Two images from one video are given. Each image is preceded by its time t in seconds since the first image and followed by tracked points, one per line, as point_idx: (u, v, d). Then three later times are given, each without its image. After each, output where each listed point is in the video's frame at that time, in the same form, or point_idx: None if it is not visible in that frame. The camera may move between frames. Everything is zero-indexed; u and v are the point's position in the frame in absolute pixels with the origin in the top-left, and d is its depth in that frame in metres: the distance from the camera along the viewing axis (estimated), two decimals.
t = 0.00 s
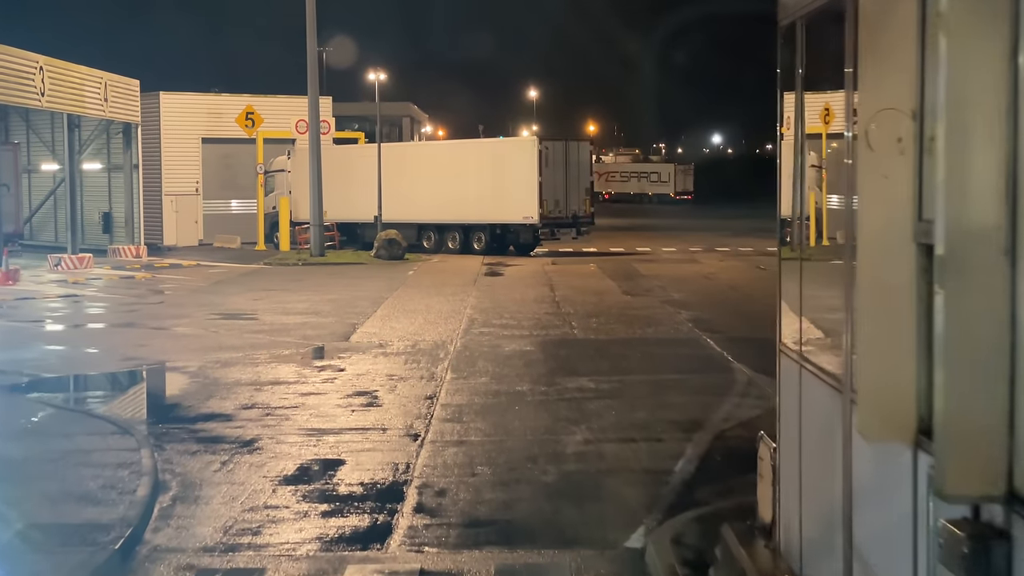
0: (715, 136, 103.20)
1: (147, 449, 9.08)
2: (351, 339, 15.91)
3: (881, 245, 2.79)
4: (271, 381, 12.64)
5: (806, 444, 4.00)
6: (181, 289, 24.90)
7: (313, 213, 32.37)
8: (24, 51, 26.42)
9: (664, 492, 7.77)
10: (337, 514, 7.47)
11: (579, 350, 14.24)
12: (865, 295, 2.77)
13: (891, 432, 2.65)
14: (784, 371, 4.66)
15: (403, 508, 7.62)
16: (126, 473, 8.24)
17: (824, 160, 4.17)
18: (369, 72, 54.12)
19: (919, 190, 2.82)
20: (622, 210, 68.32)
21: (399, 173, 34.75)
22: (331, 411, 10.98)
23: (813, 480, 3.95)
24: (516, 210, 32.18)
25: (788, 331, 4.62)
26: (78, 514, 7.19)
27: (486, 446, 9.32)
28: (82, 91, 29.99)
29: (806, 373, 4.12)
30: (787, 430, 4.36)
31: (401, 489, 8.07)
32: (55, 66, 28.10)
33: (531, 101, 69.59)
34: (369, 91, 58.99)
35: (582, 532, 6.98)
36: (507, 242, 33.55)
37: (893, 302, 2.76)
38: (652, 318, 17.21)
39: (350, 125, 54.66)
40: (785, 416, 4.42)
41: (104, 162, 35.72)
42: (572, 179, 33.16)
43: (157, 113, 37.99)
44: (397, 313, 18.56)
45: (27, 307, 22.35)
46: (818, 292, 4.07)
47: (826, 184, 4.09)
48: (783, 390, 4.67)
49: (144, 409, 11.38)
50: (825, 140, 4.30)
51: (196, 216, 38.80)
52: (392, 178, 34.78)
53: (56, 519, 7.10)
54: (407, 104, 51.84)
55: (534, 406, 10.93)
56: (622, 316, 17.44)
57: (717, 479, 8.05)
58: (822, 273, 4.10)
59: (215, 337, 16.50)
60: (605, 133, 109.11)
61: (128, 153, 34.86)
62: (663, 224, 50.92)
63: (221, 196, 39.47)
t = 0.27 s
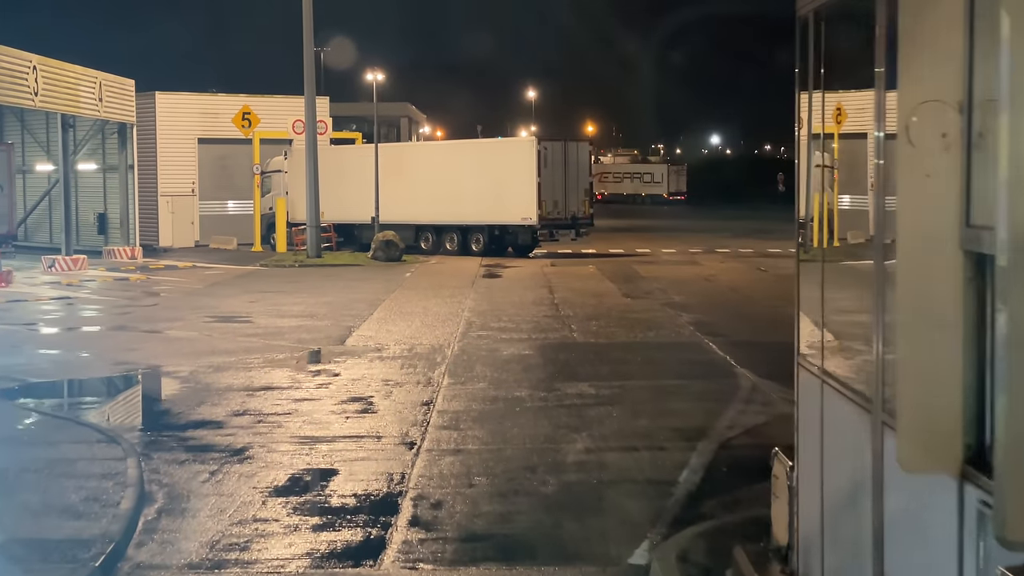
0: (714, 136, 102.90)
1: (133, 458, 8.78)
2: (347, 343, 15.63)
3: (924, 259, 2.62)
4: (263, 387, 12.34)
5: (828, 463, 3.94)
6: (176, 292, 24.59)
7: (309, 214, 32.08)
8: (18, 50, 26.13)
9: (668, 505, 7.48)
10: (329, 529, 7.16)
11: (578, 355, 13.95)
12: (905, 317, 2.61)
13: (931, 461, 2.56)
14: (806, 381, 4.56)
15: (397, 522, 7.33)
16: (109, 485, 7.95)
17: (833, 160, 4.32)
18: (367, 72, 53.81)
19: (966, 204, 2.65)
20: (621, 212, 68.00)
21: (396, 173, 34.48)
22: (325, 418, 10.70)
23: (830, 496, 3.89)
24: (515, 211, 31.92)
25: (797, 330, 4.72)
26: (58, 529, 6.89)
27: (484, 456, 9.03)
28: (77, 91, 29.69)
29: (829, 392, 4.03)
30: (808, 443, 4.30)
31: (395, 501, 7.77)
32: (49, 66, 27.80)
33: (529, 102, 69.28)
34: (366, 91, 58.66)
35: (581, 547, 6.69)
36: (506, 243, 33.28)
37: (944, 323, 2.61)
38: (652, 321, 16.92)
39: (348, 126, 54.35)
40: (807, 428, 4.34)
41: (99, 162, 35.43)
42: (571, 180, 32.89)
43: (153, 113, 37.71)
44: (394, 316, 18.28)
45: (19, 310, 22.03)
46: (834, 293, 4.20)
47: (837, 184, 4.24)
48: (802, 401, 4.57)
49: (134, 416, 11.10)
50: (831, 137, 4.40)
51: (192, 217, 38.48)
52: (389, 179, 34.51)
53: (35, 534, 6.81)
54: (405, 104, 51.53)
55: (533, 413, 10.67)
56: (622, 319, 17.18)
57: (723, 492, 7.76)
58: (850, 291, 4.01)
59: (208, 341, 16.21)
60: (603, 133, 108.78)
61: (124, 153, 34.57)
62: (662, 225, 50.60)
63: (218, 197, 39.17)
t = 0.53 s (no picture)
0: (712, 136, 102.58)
1: (119, 466, 8.52)
2: (342, 346, 15.36)
3: (975, 293, 3.04)
4: (256, 391, 12.09)
5: (886, 503, 3.87)
6: (170, 292, 24.30)
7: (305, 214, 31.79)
8: (10, 48, 25.84)
9: (672, 514, 7.25)
10: (319, 542, 6.88)
11: (577, 357, 13.72)
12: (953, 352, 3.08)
13: (974, 490, 3.03)
14: (849, 415, 4.48)
15: (391, 533, 7.08)
16: (94, 495, 7.71)
17: (842, 157, 4.92)
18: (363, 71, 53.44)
19: (1013, 196, 3.01)
20: (619, 211, 67.58)
21: (393, 173, 34.22)
22: (318, 423, 10.45)
23: (889, 532, 3.84)
24: (513, 210, 31.67)
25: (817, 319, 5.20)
26: (37, 544, 6.61)
27: (480, 463, 8.78)
28: (71, 90, 29.40)
29: (884, 429, 3.95)
30: (859, 478, 4.23)
31: (390, 511, 7.53)
32: (42, 64, 27.50)
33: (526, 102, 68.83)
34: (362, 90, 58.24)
35: (580, 561, 6.45)
36: (503, 243, 33.03)
37: (993, 364, 3.05)
38: (652, 323, 16.68)
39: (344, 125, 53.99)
40: (858, 465, 4.27)
41: (94, 162, 35.15)
42: (569, 179, 32.64)
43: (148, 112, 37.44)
44: (389, 318, 18.00)
45: (11, 311, 21.73)
46: (846, 284, 4.73)
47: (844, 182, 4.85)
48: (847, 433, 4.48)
49: (124, 420, 10.86)
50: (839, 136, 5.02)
51: (188, 216, 38.20)
52: (386, 179, 34.25)
53: (16, 546, 6.57)
54: (401, 104, 51.18)
55: (532, 417, 10.44)
56: (621, 322, 16.92)
57: (727, 501, 7.52)
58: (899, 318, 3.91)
59: (200, 344, 15.91)
60: (602, 132, 108.27)
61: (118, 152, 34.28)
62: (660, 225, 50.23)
63: (213, 197, 38.89)
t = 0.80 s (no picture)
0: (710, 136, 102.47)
1: (106, 474, 8.31)
2: (338, 349, 15.18)
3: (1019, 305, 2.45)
4: (249, 396, 11.88)
5: (906, 530, 3.65)
6: (164, 294, 24.09)
7: (301, 215, 31.61)
8: (4, 48, 25.62)
9: (674, 526, 7.03)
10: (310, 556, 6.66)
11: (575, 361, 13.51)
12: (989, 357, 2.59)
13: None
14: (869, 432, 4.26)
15: (383, 545, 6.86)
16: (79, 505, 7.49)
17: (847, 159, 4.79)
18: (362, 72, 53.23)
19: None
20: (617, 212, 67.46)
21: (390, 173, 34.03)
22: (311, 429, 10.23)
23: (909, 561, 3.62)
24: (511, 212, 31.49)
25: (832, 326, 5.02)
26: (19, 558, 6.41)
27: (477, 471, 8.56)
28: (65, 90, 29.18)
29: (908, 454, 3.74)
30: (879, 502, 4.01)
31: (383, 522, 7.31)
32: (36, 64, 27.28)
33: (525, 103, 68.69)
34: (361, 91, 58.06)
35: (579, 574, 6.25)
36: (501, 245, 32.84)
37: None
38: (651, 325, 16.47)
39: (343, 126, 53.79)
40: (878, 488, 4.06)
41: (89, 162, 34.93)
42: (567, 180, 32.45)
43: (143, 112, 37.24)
44: (387, 320, 17.81)
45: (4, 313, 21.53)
46: (865, 289, 4.51)
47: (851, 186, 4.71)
48: (867, 453, 4.27)
49: (114, 425, 10.65)
50: (849, 137, 4.83)
51: (183, 217, 37.98)
52: (383, 179, 34.06)
53: None
54: (400, 104, 50.99)
55: (529, 423, 10.23)
56: (622, 324, 16.72)
57: (730, 511, 7.30)
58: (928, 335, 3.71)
59: (194, 346, 15.72)
60: (600, 133, 108.19)
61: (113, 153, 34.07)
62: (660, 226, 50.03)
63: (210, 198, 38.68)
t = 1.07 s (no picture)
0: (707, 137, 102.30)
1: (92, 482, 8.13)
2: (330, 352, 15.00)
3: None
4: (240, 400, 11.68)
5: (920, 549, 3.52)
6: (157, 296, 23.87)
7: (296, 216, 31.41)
8: None
9: (673, 535, 6.87)
10: (298, 568, 6.47)
11: (571, 364, 13.34)
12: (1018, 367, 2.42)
13: None
14: (880, 445, 4.13)
15: (375, 555, 6.68)
16: (63, 514, 7.31)
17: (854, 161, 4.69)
18: (358, 73, 53.02)
19: None
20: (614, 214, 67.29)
21: (385, 175, 33.87)
22: (303, 435, 10.04)
23: None
24: (507, 213, 31.33)
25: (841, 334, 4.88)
26: None
27: (471, 478, 8.38)
28: (58, 91, 28.97)
29: (924, 468, 3.60)
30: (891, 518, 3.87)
31: (374, 531, 7.13)
32: (29, 64, 27.06)
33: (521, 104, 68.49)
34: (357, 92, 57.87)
35: None
36: (497, 246, 32.68)
37: None
38: (648, 328, 16.29)
39: (338, 127, 53.59)
40: (889, 504, 3.92)
41: (83, 163, 34.71)
42: (563, 182, 32.30)
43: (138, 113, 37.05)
44: (381, 323, 17.64)
45: None
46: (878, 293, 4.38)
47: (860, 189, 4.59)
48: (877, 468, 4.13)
49: (102, 431, 10.46)
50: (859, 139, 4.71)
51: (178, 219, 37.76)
52: (378, 181, 33.90)
53: None
54: (395, 106, 50.79)
55: (525, 428, 10.06)
56: (618, 327, 16.56)
57: (730, 520, 7.14)
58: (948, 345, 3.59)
59: (186, 350, 15.52)
60: (597, 134, 108.01)
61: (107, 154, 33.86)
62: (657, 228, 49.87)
63: (204, 199, 38.48)
